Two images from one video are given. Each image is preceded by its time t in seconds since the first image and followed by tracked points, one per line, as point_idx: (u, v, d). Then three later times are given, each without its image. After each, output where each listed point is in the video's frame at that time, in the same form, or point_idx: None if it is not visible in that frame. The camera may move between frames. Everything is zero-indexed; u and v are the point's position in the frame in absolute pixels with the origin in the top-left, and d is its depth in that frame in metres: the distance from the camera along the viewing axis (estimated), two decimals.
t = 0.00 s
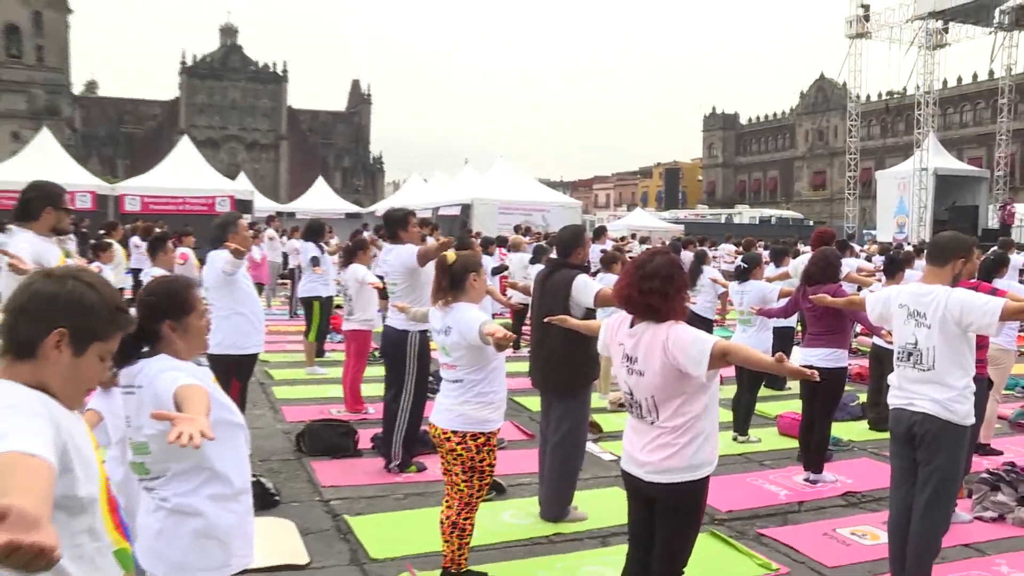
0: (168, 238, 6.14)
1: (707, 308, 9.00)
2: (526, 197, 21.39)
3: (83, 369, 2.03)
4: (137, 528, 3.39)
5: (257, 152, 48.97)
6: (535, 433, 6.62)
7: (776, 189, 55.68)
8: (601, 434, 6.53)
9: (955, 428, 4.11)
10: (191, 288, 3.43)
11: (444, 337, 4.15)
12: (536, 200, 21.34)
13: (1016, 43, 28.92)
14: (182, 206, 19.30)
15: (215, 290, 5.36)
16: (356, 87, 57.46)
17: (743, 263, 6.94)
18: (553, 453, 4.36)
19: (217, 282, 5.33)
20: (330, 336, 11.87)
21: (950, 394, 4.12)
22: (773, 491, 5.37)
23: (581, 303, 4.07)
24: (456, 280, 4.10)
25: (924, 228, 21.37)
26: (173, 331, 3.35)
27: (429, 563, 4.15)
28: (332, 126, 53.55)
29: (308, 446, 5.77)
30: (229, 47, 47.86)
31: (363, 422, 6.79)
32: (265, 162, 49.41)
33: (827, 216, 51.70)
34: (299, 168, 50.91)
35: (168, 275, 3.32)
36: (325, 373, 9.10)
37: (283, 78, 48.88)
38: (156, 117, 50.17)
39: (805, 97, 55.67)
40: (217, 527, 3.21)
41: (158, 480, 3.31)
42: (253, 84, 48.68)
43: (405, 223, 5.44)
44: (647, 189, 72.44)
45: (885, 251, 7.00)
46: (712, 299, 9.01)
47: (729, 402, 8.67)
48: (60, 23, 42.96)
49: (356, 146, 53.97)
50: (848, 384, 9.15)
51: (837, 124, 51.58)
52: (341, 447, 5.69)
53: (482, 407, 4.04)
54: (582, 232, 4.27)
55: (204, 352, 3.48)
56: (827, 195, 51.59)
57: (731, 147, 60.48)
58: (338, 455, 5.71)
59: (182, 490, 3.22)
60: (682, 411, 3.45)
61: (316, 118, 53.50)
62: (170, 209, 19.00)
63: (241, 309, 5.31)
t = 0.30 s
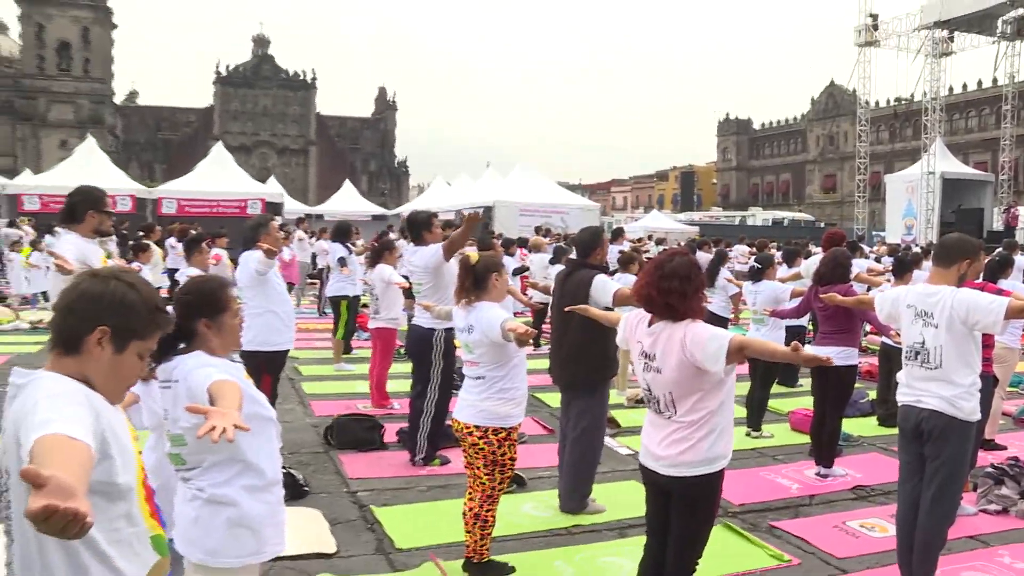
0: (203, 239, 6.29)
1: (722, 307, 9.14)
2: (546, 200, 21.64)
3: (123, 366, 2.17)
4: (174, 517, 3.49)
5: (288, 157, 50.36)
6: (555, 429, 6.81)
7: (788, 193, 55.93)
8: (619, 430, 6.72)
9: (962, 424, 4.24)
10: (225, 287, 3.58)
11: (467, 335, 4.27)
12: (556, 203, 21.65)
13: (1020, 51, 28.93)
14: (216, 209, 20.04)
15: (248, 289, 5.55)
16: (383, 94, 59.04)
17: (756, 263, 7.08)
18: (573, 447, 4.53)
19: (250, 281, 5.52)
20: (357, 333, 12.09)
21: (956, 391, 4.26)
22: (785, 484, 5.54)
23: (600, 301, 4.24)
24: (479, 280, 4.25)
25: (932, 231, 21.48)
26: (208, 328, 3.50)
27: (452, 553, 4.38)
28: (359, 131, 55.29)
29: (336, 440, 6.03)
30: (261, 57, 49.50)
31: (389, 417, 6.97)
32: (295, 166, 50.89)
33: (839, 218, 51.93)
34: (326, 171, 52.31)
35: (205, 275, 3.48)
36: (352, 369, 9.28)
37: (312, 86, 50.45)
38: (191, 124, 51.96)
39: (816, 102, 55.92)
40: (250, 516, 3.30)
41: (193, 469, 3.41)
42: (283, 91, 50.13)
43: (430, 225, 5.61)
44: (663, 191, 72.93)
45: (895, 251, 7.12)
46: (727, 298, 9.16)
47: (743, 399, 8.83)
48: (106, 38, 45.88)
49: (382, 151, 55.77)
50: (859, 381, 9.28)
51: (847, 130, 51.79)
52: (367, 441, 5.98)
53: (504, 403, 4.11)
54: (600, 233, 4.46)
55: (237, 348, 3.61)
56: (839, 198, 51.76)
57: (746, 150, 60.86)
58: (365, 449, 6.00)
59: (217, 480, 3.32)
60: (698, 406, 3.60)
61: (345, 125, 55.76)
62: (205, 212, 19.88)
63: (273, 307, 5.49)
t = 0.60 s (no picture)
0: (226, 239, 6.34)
1: (743, 307, 9.11)
2: (566, 200, 21.66)
3: (145, 363, 2.19)
4: (198, 513, 3.51)
5: (310, 157, 50.97)
6: (576, 428, 6.82)
7: (809, 192, 55.60)
8: (639, 429, 6.72)
9: (986, 425, 4.21)
10: (249, 286, 3.61)
11: (489, 334, 4.28)
12: (577, 203, 21.68)
13: None
14: (240, 209, 20.22)
15: (272, 288, 5.61)
16: (405, 95, 59.58)
17: (777, 263, 7.06)
18: (594, 445, 4.54)
19: (273, 281, 5.58)
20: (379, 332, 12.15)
21: (979, 391, 4.23)
22: (807, 485, 5.52)
23: (622, 301, 4.25)
24: (502, 280, 4.27)
25: (956, 230, 21.27)
26: (232, 327, 3.53)
27: (473, 552, 4.41)
28: (380, 131, 55.66)
29: (358, 438, 6.07)
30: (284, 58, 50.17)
31: (411, 416, 7.00)
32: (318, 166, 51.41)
33: (860, 218, 51.48)
34: (349, 171, 52.70)
35: (229, 274, 3.52)
36: (374, 368, 9.33)
37: (335, 87, 51.00)
38: (215, 124, 52.38)
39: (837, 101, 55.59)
40: (273, 514, 3.31)
41: (218, 467, 3.43)
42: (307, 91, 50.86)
43: (451, 225, 5.65)
44: (683, 191, 72.71)
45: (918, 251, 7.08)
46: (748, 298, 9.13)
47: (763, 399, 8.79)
48: (133, 40, 46.49)
49: (404, 151, 55.98)
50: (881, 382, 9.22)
51: (869, 129, 51.42)
52: (389, 439, 6.01)
53: (525, 402, 4.11)
54: (622, 233, 4.47)
55: (261, 347, 3.63)
56: (861, 197, 51.35)
57: (766, 150, 60.62)
58: (386, 447, 6.03)
59: (242, 477, 3.34)
60: (721, 407, 3.60)
61: (367, 125, 56.15)
62: (228, 212, 20.05)
63: (296, 306, 5.55)
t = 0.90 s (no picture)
0: (248, 237, 6.38)
1: (763, 306, 9.08)
2: (586, 199, 21.65)
3: (172, 363, 2.20)
4: (220, 511, 3.52)
5: (330, 156, 51.21)
6: (596, 427, 6.82)
7: (830, 191, 55.27)
8: (659, 429, 6.71)
9: (1010, 425, 4.16)
10: (270, 284, 3.63)
11: (510, 333, 4.28)
12: (597, 202, 21.65)
13: None
14: (260, 208, 20.35)
15: (292, 287, 5.64)
16: (424, 94, 59.79)
17: (798, 263, 7.05)
18: (614, 445, 4.53)
19: (294, 280, 5.61)
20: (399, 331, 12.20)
21: (1003, 392, 4.18)
22: (827, 485, 5.49)
23: (643, 301, 4.24)
24: (522, 279, 4.27)
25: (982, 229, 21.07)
26: (254, 326, 3.55)
27: (492, 551, 4.41)
28: (400, 131, 55.94)
29: (378, 436, 6.09)
30: (304, 58, 50.52)
31: (430, 415, 7.02)
32: (338, 166, 51.64)
33: (881, 217, 51.12)
34: (369, 170, 52.91)
35: (251, 273, 3.53)
36: (394, 366, 9.37)
37: (354, 86, 51.24)
38: (237, 124, 52.70)
39: (858, 100, 55.20)
40: (294, 512, 3.32)
41: (240, 464, 3.45)
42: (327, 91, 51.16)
43: (470, 224, 5.66)
44: (703, 190, 72.42)
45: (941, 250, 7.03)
46: (768, 297, 9.09)
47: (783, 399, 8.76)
48: (155, 41, 46.93)
49: (423, 150, 56.25)
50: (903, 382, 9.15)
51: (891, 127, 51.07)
52: (409, 437, 6.03)
53: (546, 401, 4.10)
54: (642, 232, 4.46)
55: (282, 346, 3.65)
56: (882, 196, 51.00)
57: (787, 148, 60.50)
58: (406, 446, 6.05)
59: (263, 475, 3.35)
60: (744, 408, 3.58)
61: (387, 124, 56.42)
62: (250, 211, 20.20)
63: (317, 305, 5.57)
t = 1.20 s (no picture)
0: (265, 235, 6.41)
1: (780, 304, 9.05)
2: (603, 196, 21.63)
3: (192, 360, 2.20)
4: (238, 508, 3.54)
5: (347, 154, 51.40)
6: (612, 425, 6.81)
7: (849, 188, 54.94)
8: (676, 427, 6.70)
9: None
10: (286, 282, 3.65)
11: (527, 330, 4.28)
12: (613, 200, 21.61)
13: None
14: (277, 205, 20.45)
15: (309, 284, 5.65)
16: (440, 92, 59.94)
17: (816, 261, 7.01)
18: (631, 443, 4.53)
19: (311, 277, 5.62)
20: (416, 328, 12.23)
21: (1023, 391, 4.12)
22: (845, 485, 5.46)
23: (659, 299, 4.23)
24: (539, 277, 4.26)
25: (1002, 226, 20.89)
26: (270, 324, 3.56)
27: (509, 548, 4.41)
28: (417, 129, 56.07)
29: (395, 434, 6.11)
30: (321, 56, 50.79)
31: (447, 412, 7.03)
32: (355, 163, 51.81)
33: (900, 215, 50.79)
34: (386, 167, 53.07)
35: (268, 271, 3.54)
36: (411, 364, 9.40)
37: (371, 84, 51.41)
38: (255, 122, 52.83)
39: (876, 97, 54.89)
40: (311, 509, 3.33)
41: (257, 462, 3.46)
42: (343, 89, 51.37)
43: (488, 221, 5.65)
44: (720, 188, 72.17)
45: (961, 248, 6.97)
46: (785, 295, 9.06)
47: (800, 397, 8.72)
48: (173, 40, 47.24)
49: (441, 147, 56.53)
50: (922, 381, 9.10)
51: (911, 124, 50.71)
52: (425, 435, 6.04)
53: (563, 399, 4.10)
54: (659, 230, 4.45)
55: (298, 343, 3.66)
56: (900, 194, 50.70)
57: (804, 146, 60.35)
58: (423, 443, 6.06)
59: (280, 473, 3.36)
60: (762, 406, 3.56)
61: (404, 122, 56.63)
62: (267, 209, 20.31)
63: (335, 303, 5.60)
